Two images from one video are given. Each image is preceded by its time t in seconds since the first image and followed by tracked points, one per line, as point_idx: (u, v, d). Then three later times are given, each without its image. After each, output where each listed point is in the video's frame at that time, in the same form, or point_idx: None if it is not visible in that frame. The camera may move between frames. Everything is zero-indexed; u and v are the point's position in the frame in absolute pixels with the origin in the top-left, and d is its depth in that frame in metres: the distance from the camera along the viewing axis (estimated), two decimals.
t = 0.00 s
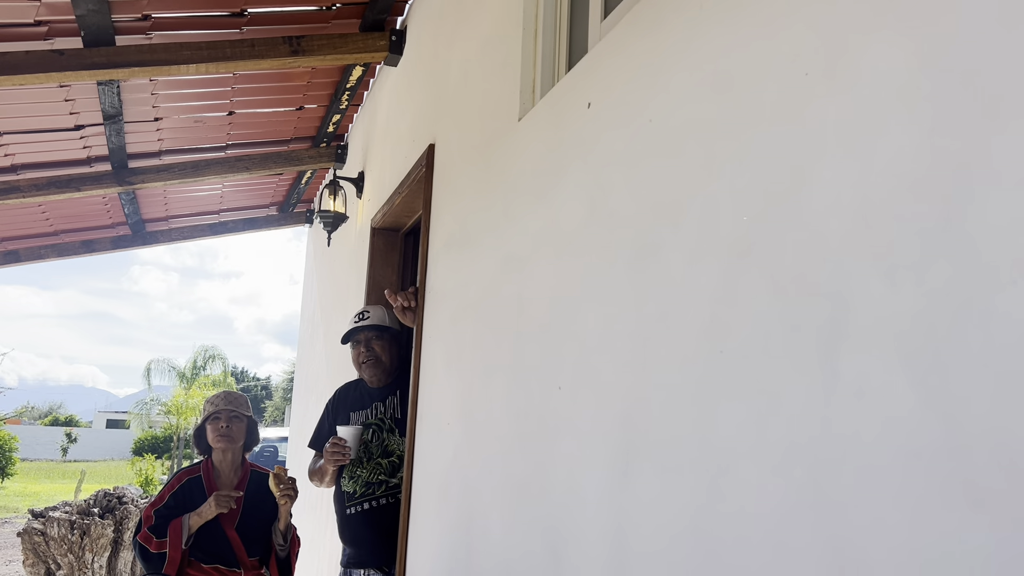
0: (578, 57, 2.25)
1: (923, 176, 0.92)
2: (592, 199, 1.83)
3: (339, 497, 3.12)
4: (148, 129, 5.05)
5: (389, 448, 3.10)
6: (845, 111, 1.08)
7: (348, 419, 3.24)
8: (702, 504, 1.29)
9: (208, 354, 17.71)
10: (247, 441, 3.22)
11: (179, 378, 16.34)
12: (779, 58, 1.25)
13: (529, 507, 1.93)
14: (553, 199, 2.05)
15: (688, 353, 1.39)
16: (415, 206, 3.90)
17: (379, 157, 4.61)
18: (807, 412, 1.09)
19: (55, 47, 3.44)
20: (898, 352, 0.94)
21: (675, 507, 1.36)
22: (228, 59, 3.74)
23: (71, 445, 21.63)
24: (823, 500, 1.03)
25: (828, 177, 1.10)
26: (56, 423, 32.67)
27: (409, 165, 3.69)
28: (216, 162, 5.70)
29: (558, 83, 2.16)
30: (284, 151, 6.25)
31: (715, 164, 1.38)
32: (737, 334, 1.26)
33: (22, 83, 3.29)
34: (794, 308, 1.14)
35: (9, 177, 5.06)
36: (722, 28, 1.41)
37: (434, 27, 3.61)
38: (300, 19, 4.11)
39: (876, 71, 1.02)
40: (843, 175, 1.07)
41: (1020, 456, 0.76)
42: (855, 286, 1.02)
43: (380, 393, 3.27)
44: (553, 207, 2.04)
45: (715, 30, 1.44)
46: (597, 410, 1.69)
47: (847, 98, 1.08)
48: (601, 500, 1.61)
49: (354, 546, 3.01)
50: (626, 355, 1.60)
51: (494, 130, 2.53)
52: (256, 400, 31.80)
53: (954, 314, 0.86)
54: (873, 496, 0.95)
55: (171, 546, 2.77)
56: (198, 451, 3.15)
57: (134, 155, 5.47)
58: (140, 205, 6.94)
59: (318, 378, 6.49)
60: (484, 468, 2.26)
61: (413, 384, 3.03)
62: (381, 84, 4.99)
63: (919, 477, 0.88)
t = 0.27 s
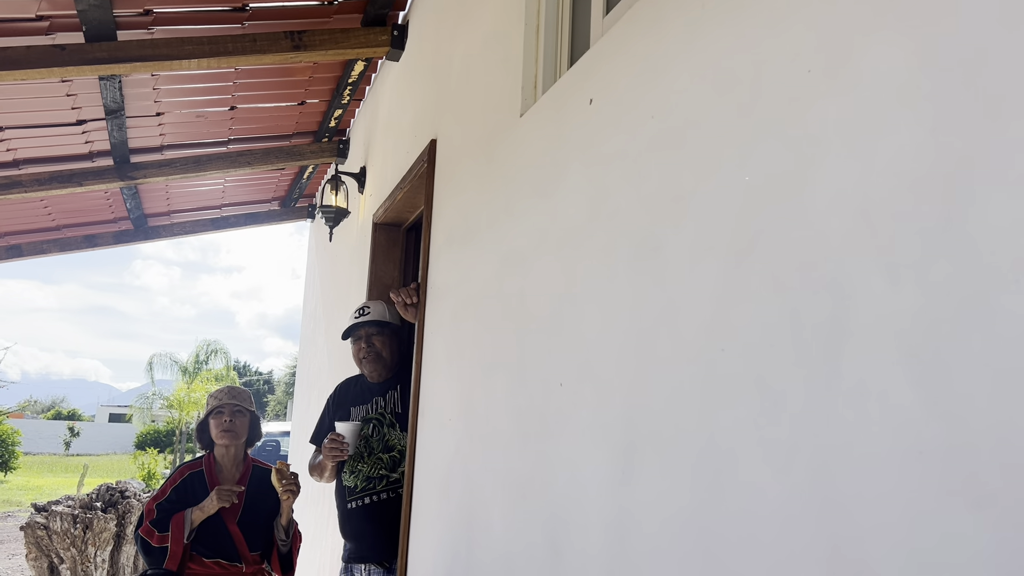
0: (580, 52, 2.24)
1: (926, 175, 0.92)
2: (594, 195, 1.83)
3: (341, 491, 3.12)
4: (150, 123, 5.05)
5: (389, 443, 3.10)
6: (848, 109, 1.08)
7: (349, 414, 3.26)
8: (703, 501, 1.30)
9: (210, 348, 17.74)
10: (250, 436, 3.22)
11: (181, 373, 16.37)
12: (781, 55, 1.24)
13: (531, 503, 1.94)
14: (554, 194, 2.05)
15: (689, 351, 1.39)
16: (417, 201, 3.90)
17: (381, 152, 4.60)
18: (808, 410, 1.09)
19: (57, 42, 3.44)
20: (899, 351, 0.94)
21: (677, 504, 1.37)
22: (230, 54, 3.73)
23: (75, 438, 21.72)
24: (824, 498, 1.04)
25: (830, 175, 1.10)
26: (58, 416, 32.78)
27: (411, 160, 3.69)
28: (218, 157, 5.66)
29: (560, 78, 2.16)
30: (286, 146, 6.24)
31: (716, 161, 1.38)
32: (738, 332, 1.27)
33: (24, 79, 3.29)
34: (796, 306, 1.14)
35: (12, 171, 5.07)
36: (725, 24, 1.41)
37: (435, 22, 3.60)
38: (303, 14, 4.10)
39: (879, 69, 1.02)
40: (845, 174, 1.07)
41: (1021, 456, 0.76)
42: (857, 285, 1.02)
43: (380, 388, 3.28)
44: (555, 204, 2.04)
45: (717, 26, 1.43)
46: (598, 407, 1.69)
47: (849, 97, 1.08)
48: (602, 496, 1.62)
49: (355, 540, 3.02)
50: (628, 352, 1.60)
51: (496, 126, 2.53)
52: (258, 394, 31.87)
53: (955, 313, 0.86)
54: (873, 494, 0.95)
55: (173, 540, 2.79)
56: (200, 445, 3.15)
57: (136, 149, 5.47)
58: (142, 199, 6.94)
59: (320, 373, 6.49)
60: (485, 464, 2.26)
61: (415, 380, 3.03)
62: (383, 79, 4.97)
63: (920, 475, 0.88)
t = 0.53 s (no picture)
0: (585, 49, 2.24)
1: (934, 171, 0.92)
2: (599, 192, 1.83)
3: (344, 487, 3.13)
4: (154, 119, 5.04)
5: (393, 438, 3.10)
6: (855, 105, 1.07)
7: (351, 410, 3.27)
8: (708, 496, 1.30)
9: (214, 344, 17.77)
10: (253, 431, 3.23)
11: (185, 368, 16.38)
12: (788, 51, 1.24)
13: (536, 499, 1.94)
14: (559, 190, 2.05)
15: (695, 347, 1.39)
16: (421, 197, 3.90)
17: (385, 148, 4.60)
18: (814, 407, 1.09)
19: (61, 38, 3.43)
20: (907, 349, 0.94)
21: (682, 500, 1.37)
22: (234, 50, 3.73)
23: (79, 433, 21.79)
24: (831, 496, 1.04)
25: (837, 172, 1.10)
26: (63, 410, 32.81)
27: (415, 156, 3.68)
28: (222, 153, 5.70)
29: (565, 75, 2.16)
30: (289, 141, 6.24)
31: (723, 156, 1.38)
32: (744, 328, 1.27)
33: (29, 75, 3.29)
34: (802, 303, 1.14)
35: (16, 167, 5.08)
36: (731, 21, 1.41)
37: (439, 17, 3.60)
38: (307, 9, 4.10)
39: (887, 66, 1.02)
40: (852, 171, 1.07)
41: None
42: (864, 282, 1.02)
43: (383, 382, 3.28)
44: (559, 200, 2.04)
45: (724, 22, 1.43)
46: (604, 404, 1.69)
47: (857, 93, 1.07)
48: (607, 492, 1.62)
49: (358, 535, 3.04)
50: (633, 349, 1.60)
51: (500, 122, 2.53)
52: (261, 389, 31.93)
53: (963, 310, 0.86)
54: (880, 491, 0.95)
55: (176, 535, 2.79)
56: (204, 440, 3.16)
57: (139, 145, 5.47)
58: (146, 195, 6.94)
59: (324, 369, 6.50)
60: (490, 461, 2.27)
61: (418, 376, 3.04)
62: (386, 75, 4.96)
63: (927, 472, 0.88)
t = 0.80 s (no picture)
0: (589, 45, 2.23)
1: (940, 170, 0.92)
2: (603, 190, 1.83)
3: (349, 483, 3.16)
4: (159, 116, 5.04)
5: (397, 436, 3.12)
6: (861, 103, 1.07)
7: (355, 407, 3.28)
8: (713, 494, 1.30)
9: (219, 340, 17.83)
10: (258, 428, 3.24)
11: (191, 364, 16.43)
12: (794, 49, 1.23)
13: (540, 497, 1.94)
14: (564, 188, 2.04)
15: (700, 346, 1.39)
16: (425, 194, 3.90)
17: (389, 145, 4.59)
18: (819, 406, 1.09)
19: (66, 35, 3.43)
20: (913, 347, 0.93)
21: (687, 498, 1.37)
22: (238, 47, 3.72)
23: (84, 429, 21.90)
24: (837, 495, 1.04)
25: (843, 170, 1.09)
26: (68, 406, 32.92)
27: (419, 153, 3.68)
28: (227, 150, 5.72)
29: (569, 71, 2.15)
30: (294, 138, 6.24)
31: (728, 154, 1.37)
32: (749, 326, 1.26)
33: (33, 72, 3.29)
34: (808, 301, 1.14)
35: (22, 164, 5.09)
36: (736, 18, 1.40)
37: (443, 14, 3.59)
38: (311, 6, 4.10)
39: (893, 63, 1.01)
40: (858, 169, 1.06)
41: None
42: (870, 280, 1.02)
43: (387, 379, 3.27)
44: (564, 198, 2.03)
45: (729, 19, 1.42)
46: (608, 402, 1.69)
47: (863, 91, 1.07)
48: (612, 490, 1.62)
49: (361, 532, 3.03)
50: (637, 347, 1.60)
51: (504, 119, 2.52)
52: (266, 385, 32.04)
53: (970, 309, 0.86)
54: (885, 491, 0.95)
55: (180, 532, 2.81)
56: (209, 436, 3.18)
57: (144, 142, 5.47)
58: (151, 192, 6.95)
59: (328, 366, 6.51)
60: (494, 458, 2.27)
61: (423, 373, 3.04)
62: (391, 71, 4.96)
63: (933, 472, 0.88)
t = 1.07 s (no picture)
0: (595, 43, 2.24)
1: (945, 167, 0.92)
2: (608, 187, 1.83)
3: (355, 480, 3.16)
4: (165, 114, 5.05)
5: (403, 432, 3.11)
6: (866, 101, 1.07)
7: (360, 404, 3.29)
8: (718, 491, 1.30)
9: (225, 338, 17.87)
10: (263, 425, 3.25)
11: (197, 362, 16.47)
12: (799, 47, 1.23)
13: (545, 493, 1.95)
14: (569, 185, 2.04)
15: (705, 344, 1.39)
16: (430, 191, 3.90)
17: (394, 143, 4.60)
18: (823, 403, 1.09)
19: (73, 34, 3.44)
20: (917, 345, 0.94)
21: (691, 495, 1.37)
22: (244, 44, 3.73)
23: (91, 427, 22.02)
24: (841, 493, 1.04)
25: (847, 167, 1.09)
26: (75, 403, 33.04)
27: (424, 151, 3.69)
28: (233, 148, 5.74)
29: (575, 69, 2.15)
30: (300, 136, 6.24)
31: (734, 152, 1.37)
32: (754, 324, 1.27)
33: (40, 70, 3.31)
34: (812, 299, 1.14)
35: (29, 162, 5.11)
36: (742, 15, 1.40)
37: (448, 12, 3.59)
38: (316, 4, 4.10)
39: (898, 61, 1.01)
40: (863, 166, 1.06)
41: None
42: (874, 278, 1.02)
43: (393, 377, 3.28)
44: (569, 195, 2.03)
45: (735, 17, 1.42)
46: (614, 399, 1.69)
47: (868, 89, 1.07)
48: (616, 488, 1.63)
49: (368, 528, 3.07)
50: (642, 345, 1.61)
51: (509, 117, 2.52)
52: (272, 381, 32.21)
53: (975, 308, 0.86)
54: (889, 488, 0.95)
55: (186, 528, 2.81)
56: (213, 433, 3.15)
57: (150, 140, 5.49)
58: (157, 189, 6.97)
59: (334, 363, 6.53)
60: (499, 456, 2.28)
61: (428, 370, 3.05)
62: (396, 69, 4.96)
63: (937, 470, 0.88)
